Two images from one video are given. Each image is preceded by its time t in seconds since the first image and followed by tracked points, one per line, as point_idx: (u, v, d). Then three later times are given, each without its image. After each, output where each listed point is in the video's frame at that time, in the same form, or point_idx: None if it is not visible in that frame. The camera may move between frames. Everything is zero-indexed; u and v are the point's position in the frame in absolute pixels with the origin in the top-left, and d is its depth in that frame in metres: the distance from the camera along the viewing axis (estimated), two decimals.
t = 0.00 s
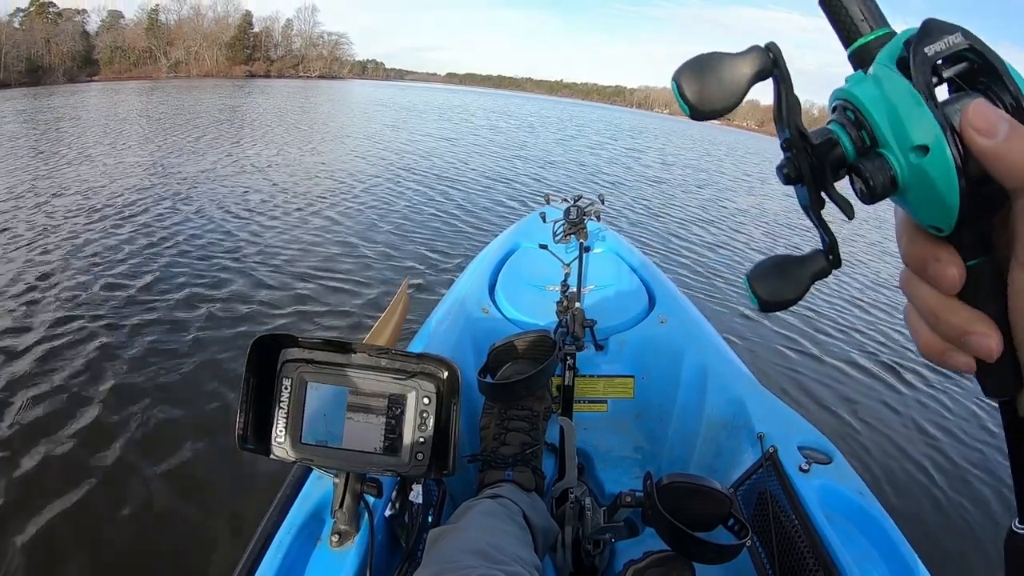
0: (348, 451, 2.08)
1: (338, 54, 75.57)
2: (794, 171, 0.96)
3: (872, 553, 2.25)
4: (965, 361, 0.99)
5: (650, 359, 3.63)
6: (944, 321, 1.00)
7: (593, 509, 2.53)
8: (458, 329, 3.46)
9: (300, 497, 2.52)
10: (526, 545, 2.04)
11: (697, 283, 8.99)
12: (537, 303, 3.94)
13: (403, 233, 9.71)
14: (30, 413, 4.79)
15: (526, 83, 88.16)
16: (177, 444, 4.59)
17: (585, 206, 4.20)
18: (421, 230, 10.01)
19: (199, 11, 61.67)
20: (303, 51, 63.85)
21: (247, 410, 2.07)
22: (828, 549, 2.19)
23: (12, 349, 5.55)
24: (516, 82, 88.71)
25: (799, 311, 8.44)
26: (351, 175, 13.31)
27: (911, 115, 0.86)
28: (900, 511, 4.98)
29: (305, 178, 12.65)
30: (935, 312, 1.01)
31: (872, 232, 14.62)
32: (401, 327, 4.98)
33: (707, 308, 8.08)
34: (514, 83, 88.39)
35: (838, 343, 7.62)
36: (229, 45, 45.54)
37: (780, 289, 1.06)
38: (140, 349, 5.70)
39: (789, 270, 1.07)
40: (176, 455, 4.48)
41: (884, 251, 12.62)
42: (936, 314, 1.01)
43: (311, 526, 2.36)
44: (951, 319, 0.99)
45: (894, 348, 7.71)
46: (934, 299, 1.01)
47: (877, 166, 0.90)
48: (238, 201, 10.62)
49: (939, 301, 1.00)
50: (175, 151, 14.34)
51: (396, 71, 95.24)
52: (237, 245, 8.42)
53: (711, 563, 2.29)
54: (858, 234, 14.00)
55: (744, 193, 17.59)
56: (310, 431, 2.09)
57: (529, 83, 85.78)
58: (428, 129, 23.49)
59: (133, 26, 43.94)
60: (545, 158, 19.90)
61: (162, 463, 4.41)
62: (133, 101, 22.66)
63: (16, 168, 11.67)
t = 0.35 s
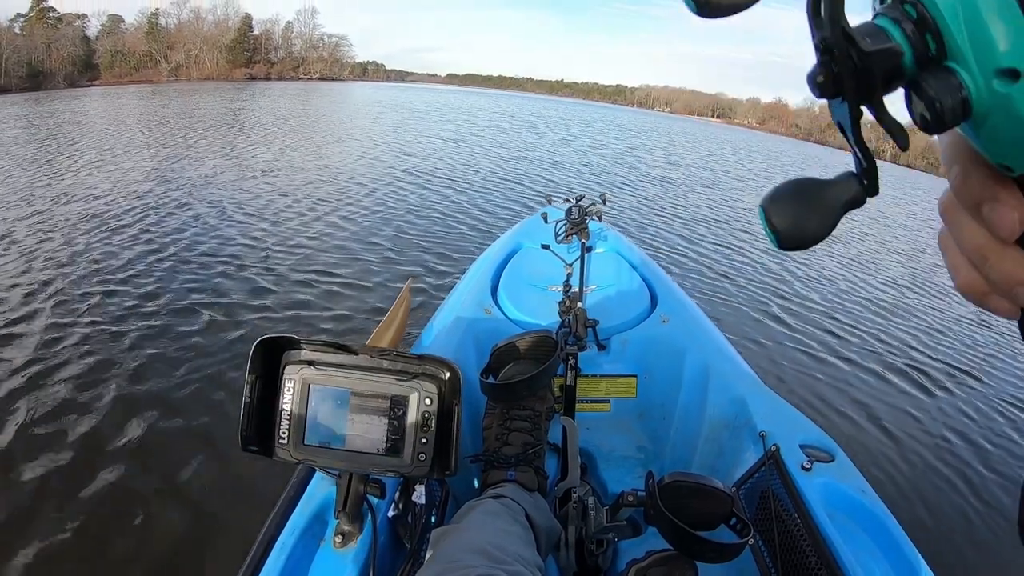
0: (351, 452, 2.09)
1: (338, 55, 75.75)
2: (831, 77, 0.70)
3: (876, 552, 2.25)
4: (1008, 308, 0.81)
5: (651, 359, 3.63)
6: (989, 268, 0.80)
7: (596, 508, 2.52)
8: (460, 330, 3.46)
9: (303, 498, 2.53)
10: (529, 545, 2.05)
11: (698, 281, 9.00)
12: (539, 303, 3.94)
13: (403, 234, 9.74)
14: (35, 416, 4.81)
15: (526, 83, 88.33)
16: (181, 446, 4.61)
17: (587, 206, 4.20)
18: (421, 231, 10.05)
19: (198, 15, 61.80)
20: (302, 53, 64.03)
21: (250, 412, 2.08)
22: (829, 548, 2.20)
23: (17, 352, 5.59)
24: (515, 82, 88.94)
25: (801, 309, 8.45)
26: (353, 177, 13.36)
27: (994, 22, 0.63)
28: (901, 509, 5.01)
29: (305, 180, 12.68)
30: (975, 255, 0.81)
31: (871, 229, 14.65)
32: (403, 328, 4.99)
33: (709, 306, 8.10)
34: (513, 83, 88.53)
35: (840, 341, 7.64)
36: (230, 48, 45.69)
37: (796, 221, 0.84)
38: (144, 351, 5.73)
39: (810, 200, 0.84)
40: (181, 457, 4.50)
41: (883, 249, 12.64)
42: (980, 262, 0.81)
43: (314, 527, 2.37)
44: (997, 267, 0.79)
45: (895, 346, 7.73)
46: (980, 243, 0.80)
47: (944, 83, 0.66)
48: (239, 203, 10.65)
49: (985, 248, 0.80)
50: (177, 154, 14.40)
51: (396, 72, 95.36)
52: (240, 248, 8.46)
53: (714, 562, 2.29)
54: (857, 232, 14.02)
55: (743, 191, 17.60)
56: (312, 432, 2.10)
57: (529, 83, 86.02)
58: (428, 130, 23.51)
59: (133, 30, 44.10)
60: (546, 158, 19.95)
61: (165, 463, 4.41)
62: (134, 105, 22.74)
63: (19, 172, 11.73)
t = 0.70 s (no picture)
0: (353, 453, 2.08)
1: (337, 56, 75.66)
2: None
3: (879, 549, 2.24)
4: None
5: (652, 358, 3.62)
6: (1014, 104, 0.62)
7: (599, 508, 2.52)
8: (461, 331, 3.45)
9: (304, 499, 2.53)
10: (530, 546, 2.04)
11: (697, 279, 9.01)
12: (539, 302, 3.93)
13: (403, 235, 9.75)
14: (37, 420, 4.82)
15: (524, 83, 88.36)
16: (184, 450, 4.61)
17: (587, 205, 4.19)
18: (421, 231, 10.05)
19: (198, 16, 61.73)
20: (301, 54, 64.02)
21: (250, 414, 2.07)
22: (833, 546, 2.19)
23: (19, 356, 5.59)
24: (514, 82, 88.89)
25: (802, 307, 8.45)
26: (353, 178, 13.35)
27: None
28: (905, 507, 5.00)
29: (305, 181, 12.68)
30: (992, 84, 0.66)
31: (870, 227, 14.65)
32: (404, 329, 4.99)
33: (710, 304, 8.09)
34: (512, 83, 88.50)
35: (842, 340, 7.64)
36: (229, 50, 45.68)
37: (775, 73, 0.92)
38: (145, 354, 5.72)
39: (775, 36, 0.92)
40: (184, 462, 4.49)
41: (883, 247, 12.64)
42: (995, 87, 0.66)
43: (316, 529, 2.37)
44: None
45: (896, 345, 7.74)
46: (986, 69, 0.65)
47: None
48: (239, 205, 10.66)
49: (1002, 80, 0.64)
50: (177, 156, 14.40)
51: (395, 72, 95.16)
52: (240, 250, 8.46)
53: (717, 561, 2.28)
54: (857, 229, 14.03)
55: (743, 190, 17.61)
56: (313, 433, 2.09)
57: (527, 83, 86.04)
58: (428, 130, 23.52)
59: (131, 32, 44.10)
60: (546, 157, 19.93)
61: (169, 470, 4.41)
62: (135, 108, 22.73)
63: (19, 175, 11.72)
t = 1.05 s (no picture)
0: (332, 454, 2.01)
1: (329, 52, 75.09)
2: None
3: (875, 545, 2.19)
4: None
5: (644, 352, 3.55)
6: None
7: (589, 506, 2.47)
8: (448, 327, 3.37)
9: (287, 500, 2.47)
10: (519, 548, 1.99)
11: (690, 273, 8.99)
12: (529, 297, 3.86)
13: (395, 230, 9.68)
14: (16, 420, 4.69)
15: (518, 79, 88.18)
16: (167, 446, 4.45)
17: (576, 198, 4.13)
18: (413, 227, 9.99)
19: (189, 12, 61.07)
20: (292, 51, 63.69)
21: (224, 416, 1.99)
22: (829, 545, 2.14)
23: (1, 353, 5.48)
24: (506, 78, 88.80)
25: (796, 301, 8.43)
26: (345, 174, 13.21)
27: None
28: (901, 499, 4.97)
29: (296, 177, 12.58)
30: None
31: (863, 221, 14.68)
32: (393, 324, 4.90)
33: (704, 299, 8.04)
34: (505, 79, 88.47)
35: (836, 334, 7.62)
36: (220, 46, 45.24)
37: None
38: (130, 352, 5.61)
39: None
40: (167, 459, 4.34)
41: (874, 241, 12.69)
42: None
43: (299, 533, 2.29)
44: None
45: (890, 338, 7.73)
46: None
47: None
48: (228, 201, 10.56)
49: None
50: (166, 153, 14.20)
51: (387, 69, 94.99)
52: (228, 247, 8.33)
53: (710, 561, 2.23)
54: (849, 224, 14.06)
55: (736, 184, 17.62)
56: (291, 435, 2.00)
57: (521, 79, 86.03)
58: (421, 126, 23.44)
59: (121, 27, 43.76)
60: (540, 153, 19.83)
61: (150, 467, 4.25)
62: (124, 105, 22.43)
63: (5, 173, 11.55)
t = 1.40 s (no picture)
0: (332, 446, 2.03)
1: (322, 47, 74.66)
2: None
3: (868, 539, 2.22)
4: None
5: (640, 347, 3.57)
6: None
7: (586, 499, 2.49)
8: (445, 322, 3.39)
9: (286, 493, 2.48)
10: (517, 540, 2.01)
11: (686, 267, 9.03)
12: (525, 291, 3.87)
13: (390, 225, 9.67)
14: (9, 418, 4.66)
15: (512, 73, 87.87)
16: (165, 448, 4.44)
17: (572, 193, 4.13)
18: (408, 221, 9.98)
19: (180, 5, 60.48)
20: (285, 45, 63.30)
21: (225, 408, 2.00)
22: (823, 538, 2.17)
23: None
24: (500, 72, 88.51)
25: (790, 295, 8.47)
26: (338, 169, 13.16)
27: None
28: (893, 492, 5.04)
29: (290, 172, 12.55)
30: None
31: (857, 217, 14.75)
32: (388, 319, 4.89)
33: (699, 294, 8.06)
34: (499, 73, 88.16)
35: (830, 328, 7.66)
36: (212, 40, 44.88)
37: None
38: (123, 349, 5.57)
39: None
40: (164, 461, 4.34)
41: (867, 236, 12.74)
42: None
43: (298, 525, 2.31)
44: None
45: (882, 333, 7.79)
46: None
47: None
48: (223, 197, 10.53)
49: None
50: (158, 148, 14.09)
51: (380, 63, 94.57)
52: (222, 243, 8.29)
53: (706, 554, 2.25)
54: (843, 220, 14.11)
55: (730, 179, 17.66)
56: (292, 427, 2.03)
57: (516, 74, 85.76)
58: (415, 120, 23.36)
59: (112, 21, 43.35)
60: (534, 147, 19.77)
61: (147, 470, 4.25)
62: (115, 100, 22.21)
63: None
